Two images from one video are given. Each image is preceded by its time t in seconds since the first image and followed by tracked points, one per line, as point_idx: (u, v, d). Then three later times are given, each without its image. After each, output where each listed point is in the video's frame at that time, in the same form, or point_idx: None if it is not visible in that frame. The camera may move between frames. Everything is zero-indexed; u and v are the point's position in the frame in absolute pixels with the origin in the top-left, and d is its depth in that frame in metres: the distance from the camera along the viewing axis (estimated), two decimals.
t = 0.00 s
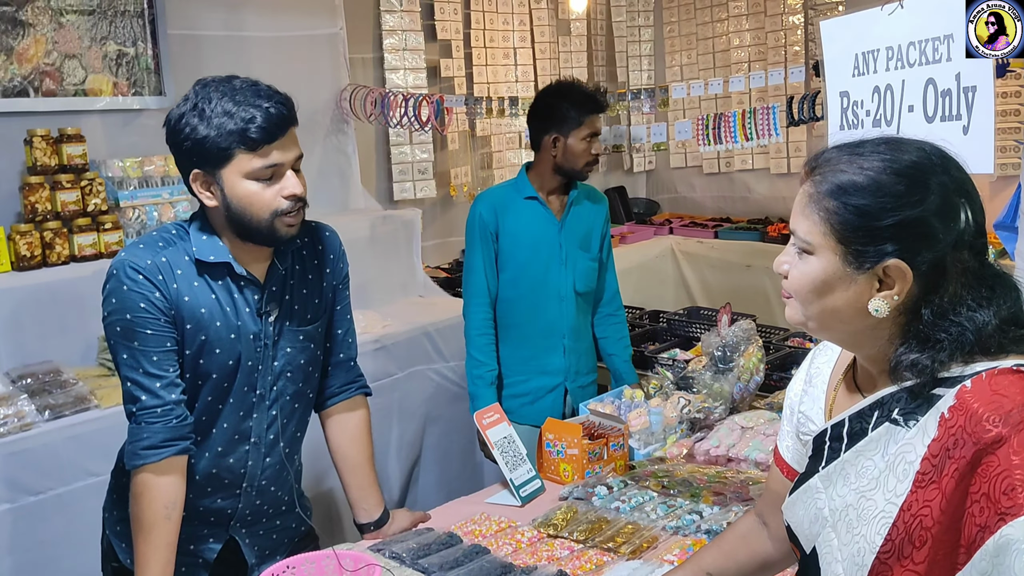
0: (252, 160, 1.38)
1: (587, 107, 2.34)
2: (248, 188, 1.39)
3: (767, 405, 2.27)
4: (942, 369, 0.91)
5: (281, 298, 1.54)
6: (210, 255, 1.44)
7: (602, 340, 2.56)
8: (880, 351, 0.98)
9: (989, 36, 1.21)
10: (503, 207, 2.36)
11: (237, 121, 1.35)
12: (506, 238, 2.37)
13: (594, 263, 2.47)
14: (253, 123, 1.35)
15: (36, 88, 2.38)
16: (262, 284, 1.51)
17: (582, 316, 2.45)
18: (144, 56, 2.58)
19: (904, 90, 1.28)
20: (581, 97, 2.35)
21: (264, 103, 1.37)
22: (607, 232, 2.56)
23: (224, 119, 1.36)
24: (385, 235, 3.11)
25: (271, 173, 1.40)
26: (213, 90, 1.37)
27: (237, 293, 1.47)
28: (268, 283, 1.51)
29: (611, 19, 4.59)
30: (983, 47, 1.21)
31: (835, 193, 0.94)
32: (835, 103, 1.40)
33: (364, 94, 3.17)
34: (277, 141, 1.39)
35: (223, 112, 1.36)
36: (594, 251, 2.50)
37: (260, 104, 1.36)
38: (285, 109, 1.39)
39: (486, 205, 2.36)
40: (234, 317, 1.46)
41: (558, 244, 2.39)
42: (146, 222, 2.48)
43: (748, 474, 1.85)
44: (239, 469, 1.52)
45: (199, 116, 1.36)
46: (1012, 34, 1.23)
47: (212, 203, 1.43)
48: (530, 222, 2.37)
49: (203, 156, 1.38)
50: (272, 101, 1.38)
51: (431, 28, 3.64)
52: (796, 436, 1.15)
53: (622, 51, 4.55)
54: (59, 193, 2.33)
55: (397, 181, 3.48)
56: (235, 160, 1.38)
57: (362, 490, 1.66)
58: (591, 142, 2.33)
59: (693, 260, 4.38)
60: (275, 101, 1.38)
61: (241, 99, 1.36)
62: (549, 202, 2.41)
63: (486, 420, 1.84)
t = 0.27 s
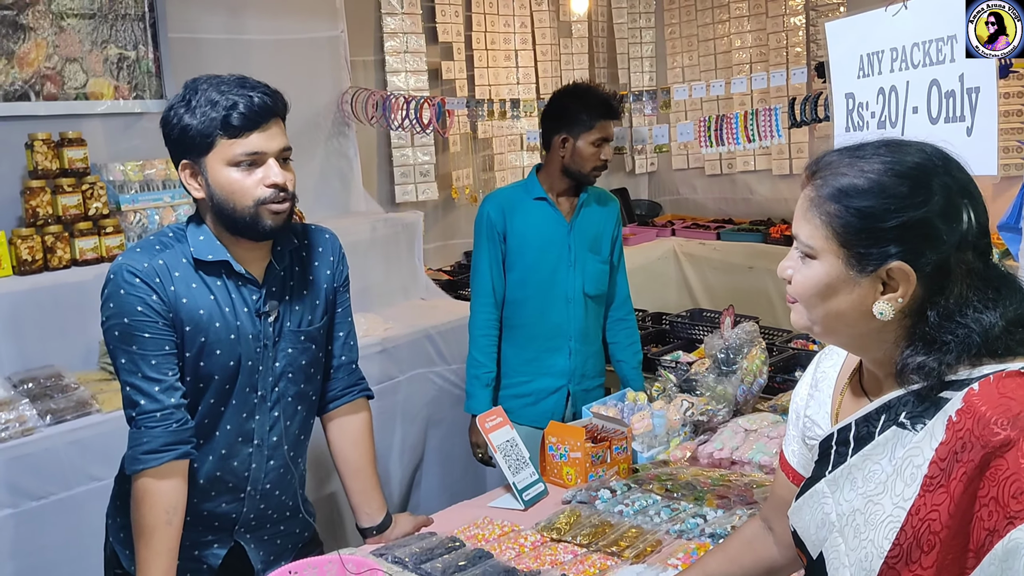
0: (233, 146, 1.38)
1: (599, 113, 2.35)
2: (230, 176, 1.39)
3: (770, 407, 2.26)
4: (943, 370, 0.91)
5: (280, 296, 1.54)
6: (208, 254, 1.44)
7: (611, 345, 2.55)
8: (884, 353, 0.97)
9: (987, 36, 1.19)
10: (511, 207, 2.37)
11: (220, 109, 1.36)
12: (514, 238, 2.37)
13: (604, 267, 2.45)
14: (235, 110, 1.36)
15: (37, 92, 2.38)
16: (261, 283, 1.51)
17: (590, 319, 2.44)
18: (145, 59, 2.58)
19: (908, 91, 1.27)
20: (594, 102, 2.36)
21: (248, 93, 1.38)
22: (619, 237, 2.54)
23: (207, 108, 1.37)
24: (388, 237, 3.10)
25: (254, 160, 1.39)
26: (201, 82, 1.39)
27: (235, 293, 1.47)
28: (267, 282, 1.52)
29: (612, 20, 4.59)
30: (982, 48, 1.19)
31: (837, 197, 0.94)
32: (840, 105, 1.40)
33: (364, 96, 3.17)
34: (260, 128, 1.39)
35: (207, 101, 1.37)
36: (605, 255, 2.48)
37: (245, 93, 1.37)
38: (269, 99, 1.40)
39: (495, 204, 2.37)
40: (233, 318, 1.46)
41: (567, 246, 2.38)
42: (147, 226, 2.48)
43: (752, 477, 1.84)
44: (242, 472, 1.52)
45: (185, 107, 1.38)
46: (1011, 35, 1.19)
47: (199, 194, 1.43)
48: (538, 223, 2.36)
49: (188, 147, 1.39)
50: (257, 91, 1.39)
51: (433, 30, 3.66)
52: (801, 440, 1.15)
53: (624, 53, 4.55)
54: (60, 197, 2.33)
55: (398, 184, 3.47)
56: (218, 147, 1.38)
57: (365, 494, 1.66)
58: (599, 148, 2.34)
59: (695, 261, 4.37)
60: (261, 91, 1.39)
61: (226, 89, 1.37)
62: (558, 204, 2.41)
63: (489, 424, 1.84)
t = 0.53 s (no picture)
0: (245, 153, 1.37)
1: (601, 114, 2.34)
2: (239, 183, 1.38)
3: (776, 409, 2.25)
4: (950, 370, 0.91)
5: (286, 300, 1.54)
6: (215, 258, 1.44)
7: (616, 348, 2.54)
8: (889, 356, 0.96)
9: (988, 36, 1.18)
10: (512, 209, 2.36)
11: (232, 116, 1.35)
12: (515, 240, 2.36)
13: (606, 269, 2.44)
14: (247, 118, 1.35)
15: (40, 95, 2.38)
16: (268, 287, 1.51)
17: (594, 322, 2.43)
18: (148, 62, 2.58)
19: (919, 91, 1.27)
20: (597, 103, 2.35)
21: (260, 100, 1.37)
22: (621, 238, 2.54)
23: (219, 114, 1.36)
24: (392, 239, 3.10)
25: (264, 167, 1.39)
26: (214, 86, 1.38)
27: (241, 296, 1.47)
28: (273, 285, 1.51)
29: (615, 22, 4.58)
30: (982, 48, 1.18)
31: (829, 205, 0.93)
32: (852, 106, 1.39)
33: (368, 98, 3.18)
34: (271, 137, 1.38)
35: (219, 107, 1.36)
36: (607, 257, 2.47)
37: (257, 100, 1.36)
38: (281, 106, 1.39)
39: (497, 207, 2.37)
40: (239, 320, 1.45)
41: (570, 248, 2.37)
42: (151, 229, 2.48)
43: (758, 479, 1.83)
44: (246, 475, 1.51)
45: (197, 111, 1.37)
46: (1011, 35, 1.17)
47: (208, 199, 1.42)
48: (539, 225, 2.36)
49: (199, 151, 1.39)
50: (269, 98, 1.38)
51: (436, 32, 3.64)
52: (809, 444, 1.14)
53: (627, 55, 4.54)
54: (64, 201, 2.33)
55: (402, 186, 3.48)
56: (229, 153, 1.37)
57: (370, 497, 1.65)
58: (601, 149, 2.33)
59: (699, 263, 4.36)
60: (273, 98, 1.38)
61: (238, 95, 1.36)
62: (561, 206, 2.40)
63: (494, 426, 1.83)
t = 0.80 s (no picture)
0: (247, 162, 1.37)
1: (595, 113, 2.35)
2: (242, 191, 1.38)
3: (780, 411, 2.24)
4: (940, 371, 0.92)
5: (290, 304, 1.53)
6: (219, 261, 1.43)
7: (620, 350, 2.53)
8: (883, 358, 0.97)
9: (988, 36, 1.18)
10: (516, 211, 2.36)
11: (236, 122, 1.35)
12: (520, 242, 2.36)
13: (611, 270, 2.44)
14: (250, 126, 1.35)
15: (43, 96, 2.38)
16: (271, 290, 1.50)
17: (599, 323, 2.42)
18: (152, 63, 2.58)
19: (930, 91, 1.26)
20: (590, 102, 2.35)
21: (265, 107, 1.36)
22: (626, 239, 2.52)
23: (223, 119, 1.35)
24: (395, 240, 3.10)
25: (266, 176, 1.38)
26: (221, 91, 1.38)
27: (245, 299, 1.46)
28: (277, 289, 1.51)
29: (618, 23, 4.58)
30: (982, 48, 1.19)
31: (811, 211, 0.95)
32: (865, 106, 1.38)
33: (372, 100, 3.14)
34: (274, 147, 1.37)
35: (224, 112, 1.35)
36: (612, 258, 2.47)
37: (262, 108, 1.36)
38: (286, 114, 1.38)
39: (500, 209, 2.37)
40: (243, 323, 1.45)
41: (573, 249, 2.36)
42: (155, 230, 2.48)
43: (763, 481, 1.82)
44: (251, 478, 1.51)
45: (202, 116, 1.36)
46: (1012, 35, 1.16)
47: (213, 203, 1.43)
48: (543, 227, 2.35)
49: (202, 156, 1.38)
50: (275, 106, 1.37)
51: (439, 34, 3.65)
52: (810, 449, 1.15)
53: (630, 55, 4.54)
54: (68, 202, 2.33)
55: (405, 187, 3.48)
56: (232, 161, 1.37)
57: (374, 499, 1.65)
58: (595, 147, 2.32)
59: (703, 264, 4.35)
60: (278, 106, 1.37)
61: (244, 101, 1.36)
62: (564, 207, 2.40)
63: (498, 428, 1.83)
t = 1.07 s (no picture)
0: (257, 171, 1.36)
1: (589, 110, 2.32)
2: (250, 198, 1.38)
3: (784, 412, 2.24)
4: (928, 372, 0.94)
5: (292, 305, 1.53)
6: (221, 262, 1.43)
7: (623, 352, 2.53)
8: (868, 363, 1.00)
9: (987, 36, 1.19)
10: (524, 209, 2.35)
11: (246, 130, 1.34)
12: (527, 240, 2.35)
13: (616, 272, 2.44)
14: (261, 134, 1.34)
15: (47, 97, 2.38)
16: (273, 291, 1.50)
17: (603, 324, 2.42)
18: (155, 64, 2.59)
19: (939, 90, 1.25)
20: (584, 99, 2.33)
21: (275, 116, 1.35)
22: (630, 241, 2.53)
23: (233, 126, 1.35)
24: (399, 241, 3.10)
25: (276, 184, 1.38)
26: (230, 96, 1.37)
27: (247, 300, 1.46)
28: (279, 289, 1.50)
29: (621, 23, 4.58)
30: (982, 48, 1.20)
31: (790, 218, 0.98)
32: (875, 105, 1.37)
33: (375, 99, 3.17)
34: (285, 155, 1.37)
35: (234, 119, 1.35)
36: (616, 260, 2.47)
37: (271, 116, 1.35)
38: (296, 122, 1.37)
39: (508, 207, 2.35)
40: (245, 324, 1.45)
41: (580, 249, 2.36)
42: (158, 231, 2.48)
43: (767, 482, 1.82)
44: (254, 478, 1.50)
45: (209, 121, 1.36)
46: (1011, 35, 1.17)
47: (218, 207, 1.43)
48: (550, 226, 2.35)
49: (211, 162, 1.37)
50: (284, 114, 1.36)
51: (442, 34, 3.65)
52: (804, 454, 1.19)
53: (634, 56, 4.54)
54: (72, 203, 2.33)
55: (409, 188, 3.48)
56: (241, 168, 1.36)
57: (377, 500, 1.64)
58: (586, 146, 2.30)
59: (706, 265, 4.34)
60: (288, 114, 1.36)
61: (254, 108, 1.36)
62: (572, 207, 2.39)
63: (501, 428, 1.82)
